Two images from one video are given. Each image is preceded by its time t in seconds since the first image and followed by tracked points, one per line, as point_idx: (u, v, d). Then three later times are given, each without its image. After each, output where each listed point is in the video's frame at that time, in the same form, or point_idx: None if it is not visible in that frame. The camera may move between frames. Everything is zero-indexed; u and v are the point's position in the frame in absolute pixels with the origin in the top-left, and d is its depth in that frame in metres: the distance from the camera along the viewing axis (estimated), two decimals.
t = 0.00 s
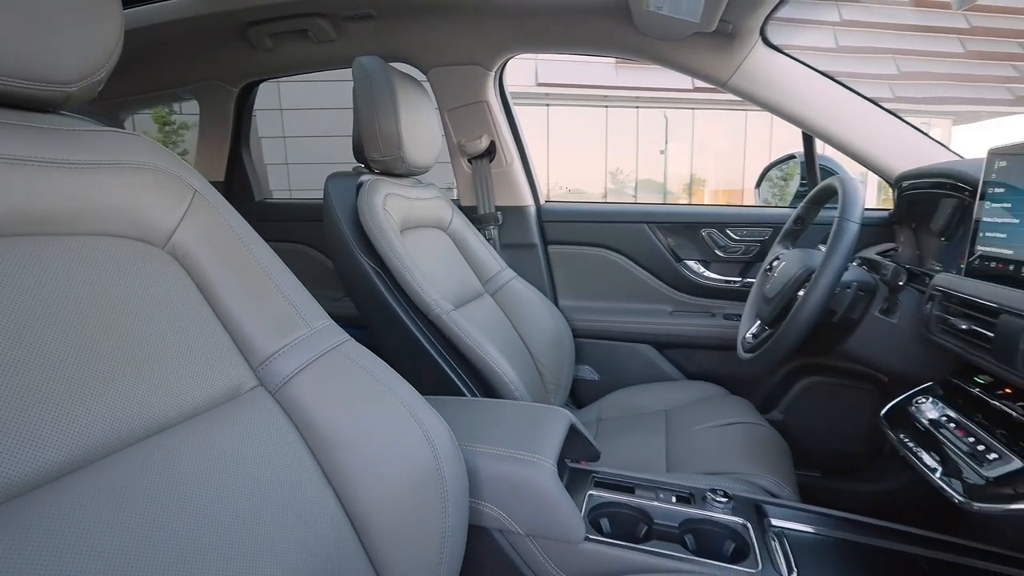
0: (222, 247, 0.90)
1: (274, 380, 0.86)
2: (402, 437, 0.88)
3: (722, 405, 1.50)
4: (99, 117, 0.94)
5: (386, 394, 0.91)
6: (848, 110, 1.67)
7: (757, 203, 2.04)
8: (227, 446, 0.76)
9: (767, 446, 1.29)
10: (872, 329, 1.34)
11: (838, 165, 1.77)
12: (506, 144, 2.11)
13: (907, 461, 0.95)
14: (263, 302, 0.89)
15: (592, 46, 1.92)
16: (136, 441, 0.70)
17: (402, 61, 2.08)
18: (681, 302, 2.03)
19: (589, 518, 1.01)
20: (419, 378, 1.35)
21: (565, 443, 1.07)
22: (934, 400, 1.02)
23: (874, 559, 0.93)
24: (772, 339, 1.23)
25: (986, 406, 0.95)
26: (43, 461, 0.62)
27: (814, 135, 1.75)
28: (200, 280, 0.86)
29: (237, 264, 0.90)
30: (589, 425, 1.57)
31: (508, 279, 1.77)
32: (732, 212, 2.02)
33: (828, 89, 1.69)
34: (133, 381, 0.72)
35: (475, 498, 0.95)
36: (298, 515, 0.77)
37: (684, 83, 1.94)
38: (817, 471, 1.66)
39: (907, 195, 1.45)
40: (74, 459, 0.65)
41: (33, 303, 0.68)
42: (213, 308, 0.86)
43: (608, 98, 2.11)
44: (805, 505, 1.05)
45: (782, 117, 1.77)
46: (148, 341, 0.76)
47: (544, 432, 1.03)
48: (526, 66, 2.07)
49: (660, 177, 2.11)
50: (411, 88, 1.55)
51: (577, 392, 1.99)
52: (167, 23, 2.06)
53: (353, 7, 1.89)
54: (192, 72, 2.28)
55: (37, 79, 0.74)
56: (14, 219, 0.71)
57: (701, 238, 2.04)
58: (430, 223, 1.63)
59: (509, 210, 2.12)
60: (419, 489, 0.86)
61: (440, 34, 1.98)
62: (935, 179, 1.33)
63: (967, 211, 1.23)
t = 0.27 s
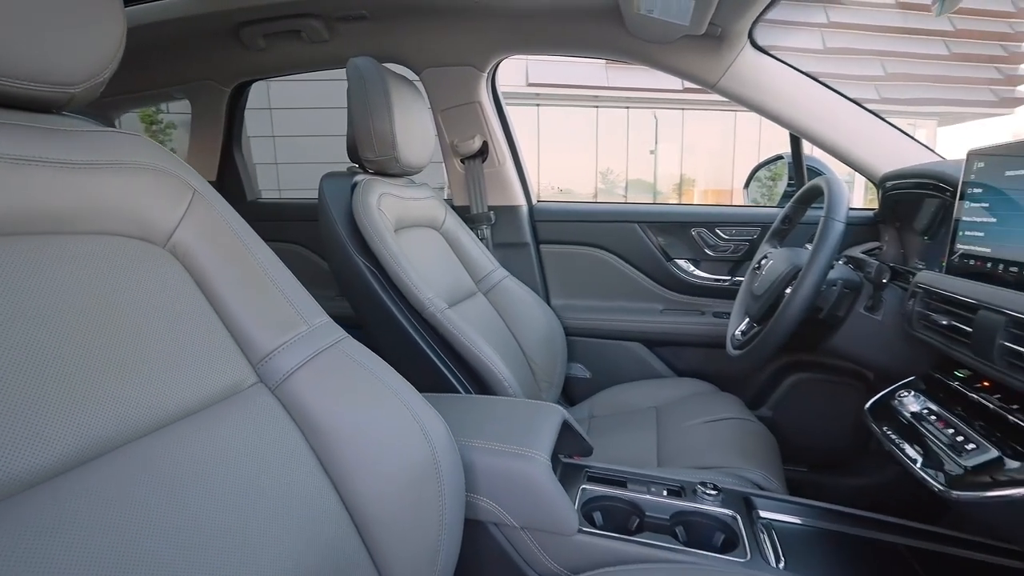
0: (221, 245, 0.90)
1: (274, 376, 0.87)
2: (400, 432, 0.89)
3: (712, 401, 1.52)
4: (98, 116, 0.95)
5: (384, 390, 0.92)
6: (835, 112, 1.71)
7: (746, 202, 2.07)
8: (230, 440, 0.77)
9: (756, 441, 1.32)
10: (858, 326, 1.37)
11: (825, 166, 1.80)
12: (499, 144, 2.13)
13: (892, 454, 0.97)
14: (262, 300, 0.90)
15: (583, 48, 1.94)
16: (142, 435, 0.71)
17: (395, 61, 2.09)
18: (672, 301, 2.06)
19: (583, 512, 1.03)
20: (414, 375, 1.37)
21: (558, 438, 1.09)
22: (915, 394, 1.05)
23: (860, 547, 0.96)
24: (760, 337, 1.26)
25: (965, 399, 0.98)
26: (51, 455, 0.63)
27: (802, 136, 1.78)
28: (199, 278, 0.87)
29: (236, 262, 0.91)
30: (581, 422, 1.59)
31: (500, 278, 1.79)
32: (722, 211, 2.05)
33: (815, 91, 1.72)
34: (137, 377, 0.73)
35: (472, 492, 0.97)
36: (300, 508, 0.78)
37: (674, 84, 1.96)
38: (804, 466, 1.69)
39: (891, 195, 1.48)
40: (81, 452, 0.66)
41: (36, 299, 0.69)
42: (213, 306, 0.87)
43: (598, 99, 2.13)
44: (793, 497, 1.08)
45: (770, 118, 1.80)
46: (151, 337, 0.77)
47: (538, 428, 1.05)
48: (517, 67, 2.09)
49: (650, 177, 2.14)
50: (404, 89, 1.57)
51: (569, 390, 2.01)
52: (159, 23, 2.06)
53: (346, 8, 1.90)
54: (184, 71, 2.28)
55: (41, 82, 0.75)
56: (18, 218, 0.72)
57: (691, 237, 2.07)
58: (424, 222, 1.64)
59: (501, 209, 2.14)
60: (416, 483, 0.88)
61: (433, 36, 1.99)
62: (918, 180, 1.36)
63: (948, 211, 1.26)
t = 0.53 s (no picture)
0: (220, 244, 0.91)
1: (274, 372, 0.88)
2: (398, 427, 0.91)
3: (701, 397, 1.55)
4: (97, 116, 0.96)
5: (382, 386, 0.94)
6: (819, 113, 1.74)
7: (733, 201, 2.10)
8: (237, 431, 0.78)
9: (744, 435, 1.36)
10: (841, 323, 1.41)
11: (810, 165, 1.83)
12: (490, 145, 2.15)
13: (874, 445, 1.01)
14: (262, 298, 0.91)
15: (573, 50, 1.96)
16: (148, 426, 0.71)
17: (386, 62, 2.11)
18: (661, 299, 2.09)
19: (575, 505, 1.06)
20: (408, 372, 1.39)
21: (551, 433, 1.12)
22: (895, 386, 1.09)
23: (843, 530, 0.99)
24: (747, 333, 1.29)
25: (941, 390, 1.02)
26: (58, 446, 0.63)
27: (787, 137, 1.82)
28: (201, 275, 0.88)
29: (236, 261, 0.92)
30: (573, 419, 1.62)
31: (492, 277, 1.81)
32: (710, 211, 2.09)
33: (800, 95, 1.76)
34: (144, 372, 0.74)
35: (468, 485, 0.99)
36: (304, 500, 0.79)
37: (662, 85, 2.00)
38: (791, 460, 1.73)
39: (873, 194, 1.52)
40: (88, 444, 0.66)
41: (40, 291, 0.69)
42: (214, 303, 0.88)
43: (586, 99, 2.15)
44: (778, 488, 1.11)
45: (757, 120, 1.83)
46: (153, 331, 0.77)
47: (531, 422, 1.08)
48: (505, 66, 2.12)
49: (639, 178, 2.18)
50: (397, 90, 1.58)
51: (560, 388, 2.04)
52: (151, 23, 2.06)
53: (339, 9, 1.91)
54: (175, 71, 2.28)
55: (46, 82, 0.76)
56: (25, 212, 0.72)
57: (680, 236, 2.10)
58: (417, 222, 1.66)
59: (493, 209, 2.16)
60: (414, 477, 0.90)
61: (425, 37, 2.01)
62: (899, 180, 1.40)
63: (927, 210, 1.30)
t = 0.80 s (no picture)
0: (220, 243, 0.92)
1: (274, 368, 0.89)
2: (396, 422, 0.93)
3: (692, 394, 1.58)
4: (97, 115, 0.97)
5: (380, 382, 0.95)
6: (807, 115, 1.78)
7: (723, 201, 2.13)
8: (242, 427, 0.80)
9: (733, 430, 1.38)
10: (828, 320, 1.44)
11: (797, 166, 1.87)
12: (484, 145, 2.17)
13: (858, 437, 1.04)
14: (262, 296, 0.93)
15: (565, 51, 1.99)
16: (153, 423, 0.72)
17: (380, 63, 2.12)
18: (652, 298, 2.12)
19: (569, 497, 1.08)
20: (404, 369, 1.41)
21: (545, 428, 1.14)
22: (879, 380, 1.12)
23: (829, 519, 1.01)
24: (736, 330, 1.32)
25: (923, 384, 1.05)
26: (64, 443, 0.64)
27: (775, 139, 1.85)
28: (201, 274, 0.89)
29: (236, 259, 0.93)
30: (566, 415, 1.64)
31: (485, 276, 1.83)
32: (700, 211, 2.12)
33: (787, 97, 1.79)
34: (147, 368, 0.75)
35: (465, 479, 1.01)
36: (306, 492, 0.80)
37: (653, 87, 2.03)
38: (779, 455, 1.76)
39: (858, 194, 1.55)
40: (92, 441, 0.67)
41: (47, 290, 0.70)
42: (215, 301, 0.88)
43: (578, 99, 2.17)
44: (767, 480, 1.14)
45: (746, 122, 1.87)
46: (157, 330, 0.78)
47: (525, 418, 1.10)
48: (496, 66, 2.13)
49: (630, 178, 2.21)
50: (391, 90, 1.60)
51: (553, 386, 2.06)
52: (145, 23, 2.07)
53: (333, 11, 1.93)
54: (169, 71, 2.28)
55: (51, 84, 0.78)
56: (30, 213, 0.73)
57: (671, 235, 2.13)
58: (411, 221, 1.68)
59: (486, 209, 2.19)
60: (412, 471, 0.92)
61: (419, 38, 2.03)
62: (883, 180, 1.44)
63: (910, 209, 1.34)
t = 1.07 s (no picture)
0: (220, 241, 0.93)
1: (275, 365, 0.89)
2: (394, 417, 0.95)
3: (682, 390, 1.61)
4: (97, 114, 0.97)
5: (378, 378, 0.97)
6: (793, 117, 1.82)
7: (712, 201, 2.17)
8: (250, 419, 0.81)
9: (722, 425, 1.42)
10: (813, 316, 1.48)
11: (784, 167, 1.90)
12: (476, 145, 2.19)
13: (840, 429, 1.08)
14: (262, 292, 0.93)
15: (557, 53, 2.02)
16: (159, 419, 0.73)
17: (373, 64, 2.14)
18: (642, 296, 2.15)
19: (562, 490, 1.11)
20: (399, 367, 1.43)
21: (538, 423, 1.16)
22: (861, 373, 1.16)
23: (814, 509, 1.04)
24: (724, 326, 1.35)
25: (902, 376, 1.08)
26: (71, 440, 0.64)
27: (763, 140, 1.88)
28: (202, 272, 0.89)
29: (235, 257, 0.93)
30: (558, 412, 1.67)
31: (479, 274, 1.86)
32: (690, 210, 2.15)
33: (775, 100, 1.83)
34: (150, 364, 0.75)
35: (461, 472, 1.03)
36: (309, 485, 0.82)
37: (643, 88, 2.06)
38: (767, 450, 1.80)
39: (842, 194, 1.59)
40: (98, 437, 0.67)
41: (55, 289, 0.70)
42: (216, 298, 0.89)
43: (570, 100, 2.21)
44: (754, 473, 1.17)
45: (733, 123, 1.90)
46: (161, 327, 0.79)
47: (518, 412, 1.13)
48: (489, 66, 2.15)
49: (620, 178, 2.25)
50: (385, 91, 1.62)
51: (545, 383, 2.09)
52: (139, 24, 2.08)
53: (328, 12, 1.94)
54: (162, 71, 2.29)
55: (55, 86, 0.78)
56: (36, 211, 0.73)
57: (661, 234, 2.17)
58: (405, 221, 1.70)
59: (479, 209, 2.21)
60: (411, 464, 0.94)
61: (413, 39, 2.05)
62: (866, 180, 1.48)
63: (892, 209, 1.38)
